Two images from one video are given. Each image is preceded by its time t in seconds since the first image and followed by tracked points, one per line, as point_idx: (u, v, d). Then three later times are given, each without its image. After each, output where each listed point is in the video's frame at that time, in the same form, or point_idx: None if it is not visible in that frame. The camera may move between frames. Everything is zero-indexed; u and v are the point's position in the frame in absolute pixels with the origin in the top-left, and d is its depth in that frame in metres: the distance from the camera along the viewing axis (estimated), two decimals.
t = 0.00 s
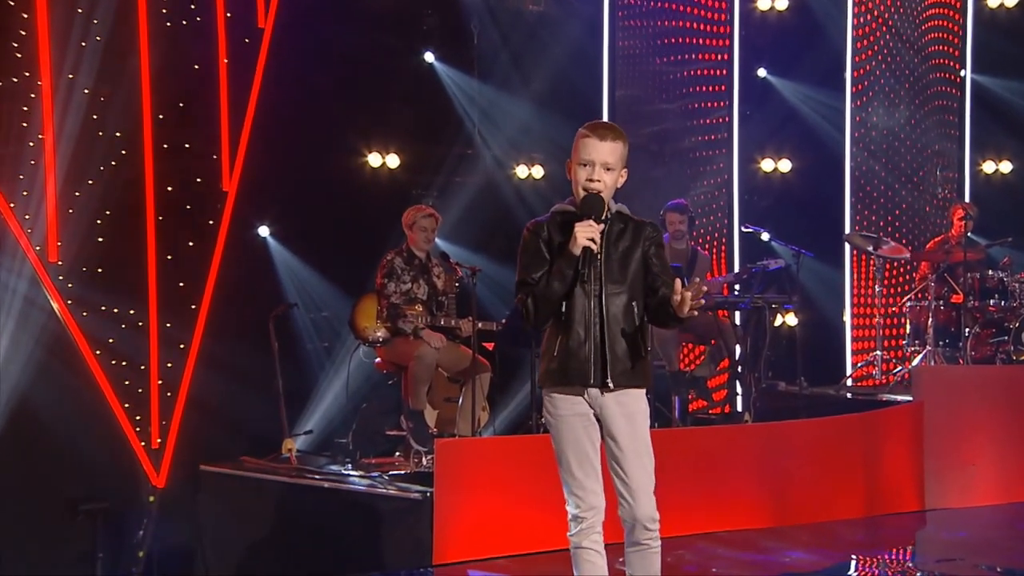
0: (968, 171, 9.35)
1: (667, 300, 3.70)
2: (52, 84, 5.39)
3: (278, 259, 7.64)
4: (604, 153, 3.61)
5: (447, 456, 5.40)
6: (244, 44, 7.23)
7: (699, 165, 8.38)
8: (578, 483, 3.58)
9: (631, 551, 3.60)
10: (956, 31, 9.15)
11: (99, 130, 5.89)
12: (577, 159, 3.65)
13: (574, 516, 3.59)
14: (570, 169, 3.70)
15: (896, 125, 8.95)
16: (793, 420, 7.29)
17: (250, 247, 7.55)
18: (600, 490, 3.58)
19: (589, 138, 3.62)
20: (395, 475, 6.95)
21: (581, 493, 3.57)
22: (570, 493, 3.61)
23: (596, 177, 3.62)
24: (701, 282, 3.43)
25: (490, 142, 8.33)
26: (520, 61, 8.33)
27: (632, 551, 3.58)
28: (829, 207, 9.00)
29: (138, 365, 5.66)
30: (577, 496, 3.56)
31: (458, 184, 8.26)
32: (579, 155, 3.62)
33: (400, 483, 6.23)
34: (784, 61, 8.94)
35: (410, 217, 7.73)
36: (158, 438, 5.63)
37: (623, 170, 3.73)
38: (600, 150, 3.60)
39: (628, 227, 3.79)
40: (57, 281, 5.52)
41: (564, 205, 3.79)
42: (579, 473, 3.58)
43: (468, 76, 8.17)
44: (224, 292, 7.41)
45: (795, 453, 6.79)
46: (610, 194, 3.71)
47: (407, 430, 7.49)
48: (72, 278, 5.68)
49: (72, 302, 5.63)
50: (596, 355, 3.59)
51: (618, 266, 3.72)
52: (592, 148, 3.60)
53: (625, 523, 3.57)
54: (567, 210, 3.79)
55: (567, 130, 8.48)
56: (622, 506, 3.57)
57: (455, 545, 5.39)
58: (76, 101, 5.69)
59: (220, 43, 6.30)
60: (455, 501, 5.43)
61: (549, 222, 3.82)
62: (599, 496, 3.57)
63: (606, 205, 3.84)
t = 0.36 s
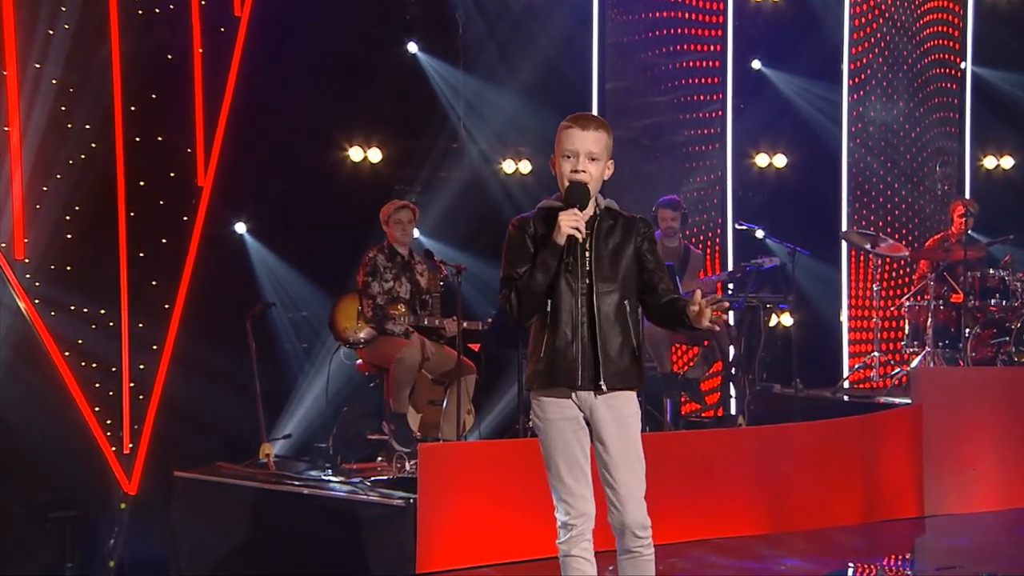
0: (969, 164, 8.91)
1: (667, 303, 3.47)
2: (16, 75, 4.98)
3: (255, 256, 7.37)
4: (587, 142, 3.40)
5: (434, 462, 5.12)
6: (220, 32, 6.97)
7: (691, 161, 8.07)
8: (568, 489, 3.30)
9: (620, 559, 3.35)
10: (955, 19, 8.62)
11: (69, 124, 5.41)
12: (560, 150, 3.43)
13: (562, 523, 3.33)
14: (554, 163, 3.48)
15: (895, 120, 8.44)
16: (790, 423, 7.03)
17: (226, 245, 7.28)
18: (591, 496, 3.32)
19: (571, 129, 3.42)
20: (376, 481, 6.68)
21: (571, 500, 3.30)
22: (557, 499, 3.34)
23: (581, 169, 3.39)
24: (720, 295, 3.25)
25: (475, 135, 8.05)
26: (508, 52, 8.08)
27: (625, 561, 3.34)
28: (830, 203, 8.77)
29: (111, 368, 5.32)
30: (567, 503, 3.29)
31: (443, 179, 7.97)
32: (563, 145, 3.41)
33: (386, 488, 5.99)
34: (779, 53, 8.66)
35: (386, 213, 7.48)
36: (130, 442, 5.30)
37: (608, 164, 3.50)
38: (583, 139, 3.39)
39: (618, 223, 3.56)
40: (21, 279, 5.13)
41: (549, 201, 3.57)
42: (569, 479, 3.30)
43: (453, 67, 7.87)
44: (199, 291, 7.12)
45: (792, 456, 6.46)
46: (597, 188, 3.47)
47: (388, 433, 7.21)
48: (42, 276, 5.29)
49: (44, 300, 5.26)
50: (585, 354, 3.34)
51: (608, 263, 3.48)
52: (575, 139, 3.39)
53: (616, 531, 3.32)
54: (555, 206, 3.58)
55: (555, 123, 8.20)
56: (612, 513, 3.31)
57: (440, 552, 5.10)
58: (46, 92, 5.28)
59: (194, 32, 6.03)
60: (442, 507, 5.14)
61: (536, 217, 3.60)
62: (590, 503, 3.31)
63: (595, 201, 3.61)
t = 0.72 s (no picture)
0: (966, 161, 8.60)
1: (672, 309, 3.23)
2: None
3: (230, 254, 7.10)
4: (574, 132, 3.16)
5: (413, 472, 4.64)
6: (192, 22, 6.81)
7: (679, 156, 7.76)
8: (558, 495, 3.07)
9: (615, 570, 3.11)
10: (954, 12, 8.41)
11: (33, 116, 4.85)
12: (546, 143, 3.20)
13: (552, 531, 3.10)
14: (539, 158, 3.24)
15: (891, 115, 8.24)
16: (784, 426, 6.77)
17: (200, 243, 7.01)
18: (582, 503, 3.09)
19: (556, 120, 3.18)
20: (356, 488, 6.41)
21: (561, 507, 3.07)
22: (547, 507, 3.11)
23: (568, 160, 3.14)
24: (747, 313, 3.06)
25: (458, 129, 7.80)
26: (492, 43, 7.80)
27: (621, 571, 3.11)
28: (825, 198, 8.51)
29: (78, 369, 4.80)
30: (556, 510, 3.06)
31: (425, 174, 7.71)
32: (549, 137, 3.18)
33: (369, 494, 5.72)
34: (772, 44, 8.42)
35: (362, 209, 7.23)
36: (100, 448, 4.76)
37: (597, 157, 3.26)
38: (568, 129, 3.15)
39: (611, 218, 3.30)
40: None
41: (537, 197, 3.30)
42: (560, 485, 3.07)
43: (436, 59, 7.62)
44: (171, 290, 6.84)
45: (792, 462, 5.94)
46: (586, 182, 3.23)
47: (369, 438, 6.94)
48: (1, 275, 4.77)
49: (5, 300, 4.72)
50: (573, 357, 3.11)
51: (600, 260, 3.22)
52: (561, 129, 3.15)
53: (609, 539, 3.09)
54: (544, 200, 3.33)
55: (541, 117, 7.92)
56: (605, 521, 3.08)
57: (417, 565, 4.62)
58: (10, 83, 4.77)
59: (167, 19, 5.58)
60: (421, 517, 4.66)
61: (524, 213, 3.35)
62: (581, 511, 3.08)
63: (587, 196, 3.35)
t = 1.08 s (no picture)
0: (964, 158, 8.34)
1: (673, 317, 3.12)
2: None
3: (202, 252, 6.83)
4: (566, 125, 3.04)
5: (393, 475, 4.29)
6: (163, 11, 6.55)
7: (670, 151, 7.53)
8: (550, 501, 2.97)
9: None
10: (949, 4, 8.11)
11: None
12: (538, 137, 3.08)
13: (542, 536, 2.99)
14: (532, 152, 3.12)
15: (888, 111, 7.86)
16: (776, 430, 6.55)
17: (172, 240, 6.74)
18: (575, 509, 2.98)
19: (546, 113, 3.07)
20: (334, 495, 6.15)
21: (553, 512, 2.97)
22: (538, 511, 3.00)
23: (561, 154, 3.01)
24: (760, 332, 2.91)
25: (440, 124, 7.53)
26: (475, 33, 7.50)
27: None
28: (821, 196, 8.22)
29: (42, 373, 4.65)
30: (547, 515, 2.96)
31: (406, 170, 7.44)
32: (541, 130, 3.05)
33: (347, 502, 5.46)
34: (764, 37, 8.12)
35: (339, 207, 7.01)
36: (66, 454, 4.67)
37: (591, 148, 3.14)
38: (561, 122, 3.02)
39: (607, 214, 3.17)
40: None
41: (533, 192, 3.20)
42: (551, 489, 2.97)
43: (418, 50, 7.36)
44: (141, 290, 6.56)
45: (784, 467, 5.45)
46: (580, 175, 3.10)
47: (348, 443, 6.66)
48: None
49: None
50: (568, 358, 3.00)
51: (597, 258, 3.10)
52: (552, 122, 3.03)
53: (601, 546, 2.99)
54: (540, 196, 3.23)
55: (526, 110, 7.60)
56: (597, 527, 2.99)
57: None
58: None
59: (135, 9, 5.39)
60: (401, 522, 4.31)
61: (520, 210, 3.25)
62: (573, 516, 2.98)
63: (583, 190, 3.22)
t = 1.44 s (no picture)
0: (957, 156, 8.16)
1: (637, 330, 2.98)
2: None
3: (174, 252, 6.60)
4: (570, 124, 2.89)
5: (371, 481, 4.02)
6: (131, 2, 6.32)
7: (656, 149, 7.35)
8: (546, 507, 2.85)
9: None
10: None
11: None
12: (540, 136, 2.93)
13: (534, 543, 2.88)
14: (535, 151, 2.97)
15: (880, 107, 7.66)
16: (763, 435, 6.36)
17: (141, 239, 6.50)
18: (570, 516, 2.88)
19: (551, 111, 2.91)
20: (311, 503, 5.94)
21: (548, 519, 2.86)
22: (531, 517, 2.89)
23: (563, 154, 2.87)
24: (673, 359, 2.79)
25: (420, 120, 7.29)
26: (456, 26, 7.24)
27: None
28: (809, 197, 8.06)
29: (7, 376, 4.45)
30: (542, 521, 2.84)
31: (385, 167, 7.22)
32: (544, 129, 2.91)
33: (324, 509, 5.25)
34: (753, 29, 7.91)
35: (316, 205, 6.79)
36: (30, 461, 4.44)
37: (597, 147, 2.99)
38: (565, 121, 2.87)
39: (612, 212, 3.04)
40: None
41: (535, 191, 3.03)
42: (548, 495, 2.85)
43: (396, 44, 7.10)
44: (108, 292, 6.32)
45: (776, 471, 5.08)
46: (584, 177, 2.96)
47: (326, 448, 6.46)
48: None
49: None
50: (574, 361, 2.87)
51: (602, 258, 2.97)
52: (556, 121, 2.88)
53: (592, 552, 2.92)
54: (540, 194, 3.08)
55: (509, 106, 7.37)
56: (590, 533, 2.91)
57: None
58: None
59: None
60: (379, 528, 4.05)
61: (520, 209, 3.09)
62: (568, 524, 2.87)
63: (586, 188, 3.07)
